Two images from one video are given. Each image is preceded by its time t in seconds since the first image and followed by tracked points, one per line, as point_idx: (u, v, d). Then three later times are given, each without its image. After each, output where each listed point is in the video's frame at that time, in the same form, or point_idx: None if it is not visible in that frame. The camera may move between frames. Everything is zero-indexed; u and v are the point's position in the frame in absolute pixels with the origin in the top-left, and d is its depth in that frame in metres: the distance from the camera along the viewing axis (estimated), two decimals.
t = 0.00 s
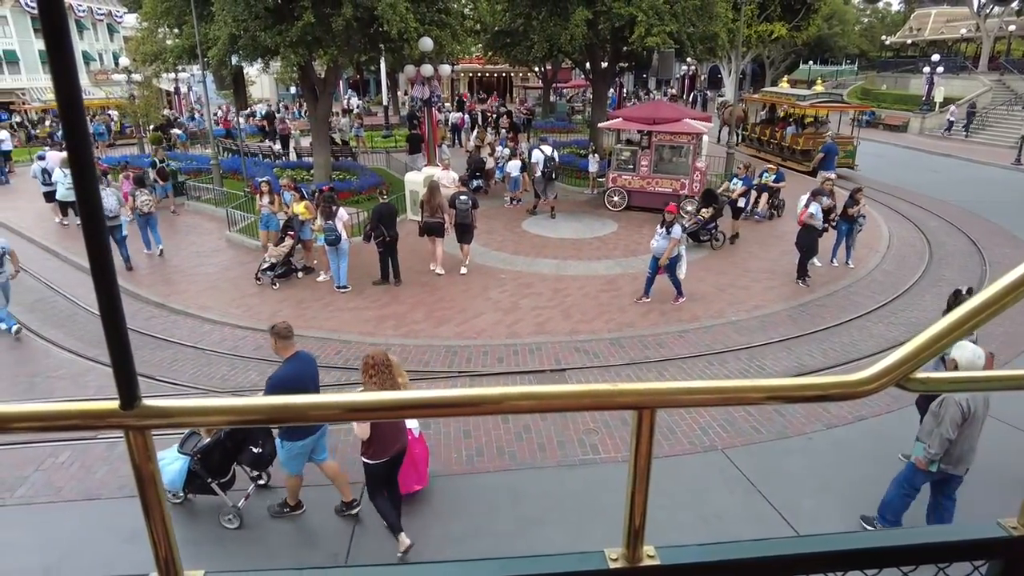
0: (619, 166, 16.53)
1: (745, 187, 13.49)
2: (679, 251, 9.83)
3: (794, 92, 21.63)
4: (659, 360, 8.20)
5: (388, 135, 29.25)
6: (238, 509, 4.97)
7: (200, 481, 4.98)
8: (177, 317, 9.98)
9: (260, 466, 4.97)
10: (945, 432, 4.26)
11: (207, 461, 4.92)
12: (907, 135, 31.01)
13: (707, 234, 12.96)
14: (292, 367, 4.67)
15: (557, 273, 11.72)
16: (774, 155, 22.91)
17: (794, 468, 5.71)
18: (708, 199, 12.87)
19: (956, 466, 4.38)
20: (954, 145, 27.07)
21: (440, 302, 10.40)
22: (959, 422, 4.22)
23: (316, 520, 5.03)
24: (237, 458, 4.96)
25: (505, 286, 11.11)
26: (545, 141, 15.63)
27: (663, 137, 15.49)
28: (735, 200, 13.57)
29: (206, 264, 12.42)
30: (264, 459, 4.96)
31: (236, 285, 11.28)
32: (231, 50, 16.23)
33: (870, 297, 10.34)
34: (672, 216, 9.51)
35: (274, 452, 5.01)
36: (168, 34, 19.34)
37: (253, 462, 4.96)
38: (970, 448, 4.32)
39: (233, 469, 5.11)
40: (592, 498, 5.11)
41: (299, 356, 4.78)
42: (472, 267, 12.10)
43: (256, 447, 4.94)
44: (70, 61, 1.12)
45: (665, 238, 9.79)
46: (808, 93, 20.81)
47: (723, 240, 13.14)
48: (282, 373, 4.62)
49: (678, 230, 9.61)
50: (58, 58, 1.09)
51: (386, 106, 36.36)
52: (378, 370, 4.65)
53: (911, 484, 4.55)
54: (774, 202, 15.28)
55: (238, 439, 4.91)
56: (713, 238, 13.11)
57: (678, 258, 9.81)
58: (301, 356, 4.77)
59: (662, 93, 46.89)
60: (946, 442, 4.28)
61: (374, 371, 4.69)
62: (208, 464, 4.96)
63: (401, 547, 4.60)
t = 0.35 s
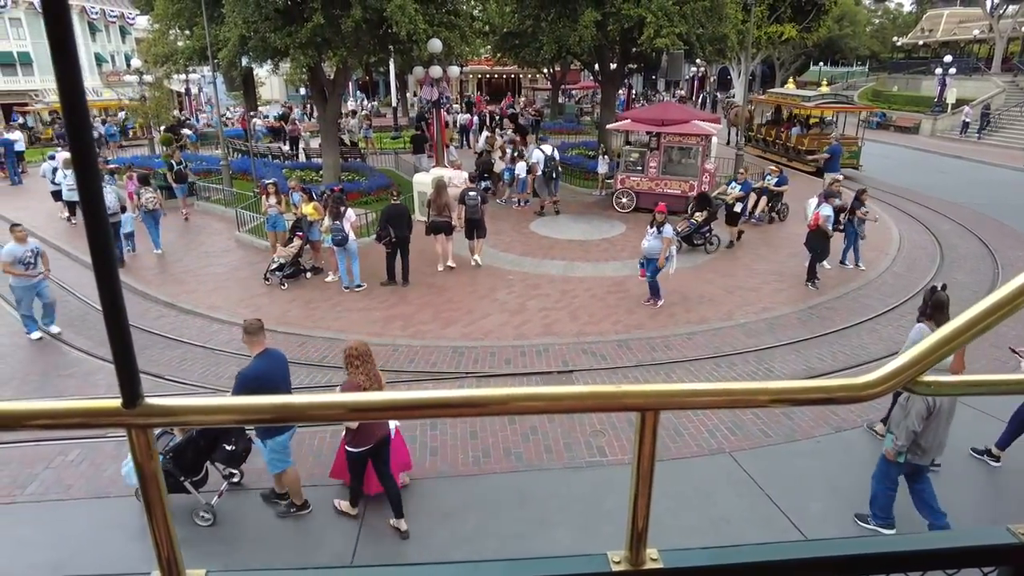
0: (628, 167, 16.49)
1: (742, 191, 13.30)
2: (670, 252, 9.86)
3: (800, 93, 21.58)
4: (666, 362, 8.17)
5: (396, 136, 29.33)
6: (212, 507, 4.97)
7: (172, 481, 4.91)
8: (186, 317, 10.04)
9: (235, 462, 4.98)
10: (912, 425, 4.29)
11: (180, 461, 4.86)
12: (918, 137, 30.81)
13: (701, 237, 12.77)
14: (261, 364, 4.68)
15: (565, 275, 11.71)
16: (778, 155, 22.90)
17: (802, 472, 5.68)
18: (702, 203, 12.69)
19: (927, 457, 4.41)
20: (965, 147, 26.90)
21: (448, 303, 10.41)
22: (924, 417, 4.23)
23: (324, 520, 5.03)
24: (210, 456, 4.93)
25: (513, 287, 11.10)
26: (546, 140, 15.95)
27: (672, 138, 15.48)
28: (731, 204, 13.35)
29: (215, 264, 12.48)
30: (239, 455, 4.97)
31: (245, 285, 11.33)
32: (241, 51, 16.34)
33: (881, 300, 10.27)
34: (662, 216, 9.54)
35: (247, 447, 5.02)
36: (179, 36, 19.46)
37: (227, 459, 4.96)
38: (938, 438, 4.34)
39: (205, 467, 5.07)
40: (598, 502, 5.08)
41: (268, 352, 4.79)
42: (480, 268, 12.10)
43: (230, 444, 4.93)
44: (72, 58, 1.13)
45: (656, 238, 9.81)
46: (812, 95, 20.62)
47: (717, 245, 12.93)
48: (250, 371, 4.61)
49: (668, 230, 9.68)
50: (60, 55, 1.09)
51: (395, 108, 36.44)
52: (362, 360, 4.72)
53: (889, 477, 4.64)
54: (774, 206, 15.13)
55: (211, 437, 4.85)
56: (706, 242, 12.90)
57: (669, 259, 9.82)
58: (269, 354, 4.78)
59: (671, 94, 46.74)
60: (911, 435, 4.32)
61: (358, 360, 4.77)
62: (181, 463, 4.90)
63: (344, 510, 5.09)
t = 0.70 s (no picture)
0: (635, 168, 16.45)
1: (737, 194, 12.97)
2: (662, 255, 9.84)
3: (803, 94, 21.54)
4: (673, 364, 8.14)
5: (404, 137, 29.38)
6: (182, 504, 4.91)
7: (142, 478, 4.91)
8: (193, 316, 10.09)
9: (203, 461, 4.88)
10: (883, 415, 4.38)
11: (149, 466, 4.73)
12: (928, 138, 30.64)
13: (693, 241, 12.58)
14: (228, 361, 4.69)
15: (572, 276, 11.70)
16: (782, 155, 22.86)
17: (808, 475, 5.64)
18: (695, 206, 12.53)
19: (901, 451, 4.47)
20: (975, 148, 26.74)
21: (455, 304, 10.40)
22: (897, 407, 4.30)
23: (330, 519, 5.04)
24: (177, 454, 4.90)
25: (519, 288, 11.09)
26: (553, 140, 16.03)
27: (679, 139, 15.45)
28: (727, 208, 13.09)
29: (222, 264, 12.53)
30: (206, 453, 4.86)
31: (251, 285, 11.36)
32: (249, 52, 16.42)
33: (889, 302, 10.22)
34: (653, 221, 9.56)
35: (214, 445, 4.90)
36: (187, 36, 19.53)
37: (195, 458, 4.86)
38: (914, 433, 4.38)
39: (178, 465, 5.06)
40: (604, 503, 5.06)
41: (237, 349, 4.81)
42: (487, 268, 12.10)
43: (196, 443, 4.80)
44: (78, 54, 1.13)
45: (648, 241, 9.83)
46: (817, 95, 20.55)
47: (709, 248, 12.73)
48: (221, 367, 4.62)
49: (659, 234, 9.72)
50: (68, 51, 1.10)
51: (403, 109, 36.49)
52: (335, 352, 4.86)
53: (887, 474, 4.66)
54: (774, 209, 14.89)
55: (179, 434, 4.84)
56: (698, 245, 12.71)
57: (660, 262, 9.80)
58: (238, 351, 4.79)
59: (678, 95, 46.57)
60: (885, 425, 4.41)
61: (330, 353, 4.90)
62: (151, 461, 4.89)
63: (348, 510, 5.07)
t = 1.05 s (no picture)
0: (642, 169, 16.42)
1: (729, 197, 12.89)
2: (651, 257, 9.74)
3: (805, 95, 21.48)
4: (679, 365, 8.12)
5: (410, 137, 29.45)
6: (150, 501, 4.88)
7: (111, 476, 4.95)
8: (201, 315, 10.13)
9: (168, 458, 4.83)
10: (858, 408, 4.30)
11: (117, 454, 4.82)
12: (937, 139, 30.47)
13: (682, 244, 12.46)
14: (195, 361, 4.71)
15: (578, 276, 11.68)
16: (788, 155, 22.80)
17: (815, 477, 5.62)
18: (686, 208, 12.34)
19: (882, 442, 4.48)
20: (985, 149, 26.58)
21: (461, 304, 10.41)
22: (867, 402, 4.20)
23: (334, 518, 5.06)
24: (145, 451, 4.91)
25: (525, 289, 11.09)
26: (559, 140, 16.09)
27: (687, 139, 15.37)
28: (719, 209, 13.05)
29: (229, 263, 12.58)
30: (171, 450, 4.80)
31: (258, 284, 11.40)
32: (257, 53, 16.49)
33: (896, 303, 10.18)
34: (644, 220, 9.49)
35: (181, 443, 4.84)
36: (196, 37, 19.61)
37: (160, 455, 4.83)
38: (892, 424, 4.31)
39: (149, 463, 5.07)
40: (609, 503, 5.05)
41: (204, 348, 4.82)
42: (493, 269, 12.11)
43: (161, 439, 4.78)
44: (86, 57, 1.14)
45: (637, 242, 9.76)
46: (819, 95, 20.47)
47: (700, 251, 12.59)
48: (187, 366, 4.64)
49: (649, 236, 9.61)
50: (73, 49, 1.10)
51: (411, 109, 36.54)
52: (306, 350, 4.92)
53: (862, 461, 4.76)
54: (772, 213, 14.58)
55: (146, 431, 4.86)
56: (689, 248, 12.58)
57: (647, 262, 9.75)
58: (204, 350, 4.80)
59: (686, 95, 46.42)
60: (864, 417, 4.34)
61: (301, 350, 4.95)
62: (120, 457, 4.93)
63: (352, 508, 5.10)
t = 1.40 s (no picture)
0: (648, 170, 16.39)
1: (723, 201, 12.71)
2: (637, 258, 9.72)
3: (808, 95, 21.43)
4: (685, 367, 8.10)
5: (417, 138, 29.51)
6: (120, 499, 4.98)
7: (84, 473, 5.07)
8: (208, 315, 10.18)
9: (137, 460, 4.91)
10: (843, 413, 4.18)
11: (88, 451, 4.99)
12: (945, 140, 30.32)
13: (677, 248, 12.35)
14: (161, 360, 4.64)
15: (584, 277, 11.67)
16: (792, 156, 22.75)
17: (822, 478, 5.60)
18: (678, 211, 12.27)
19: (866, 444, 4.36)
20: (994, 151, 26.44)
21: (467, 305, 10.42)
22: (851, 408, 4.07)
23: (341, 518, 5.07)
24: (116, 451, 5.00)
25: (531, 290, 11.08)
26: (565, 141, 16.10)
27: (693, 141, 15.36)
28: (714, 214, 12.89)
29: (236, 264, 12.63)
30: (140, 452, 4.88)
31: (265, 285, 11.44)
32: (265, 54, 16.55)
33: (905, 305, 10.12)
34: (631, 221, 9.46)
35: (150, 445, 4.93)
36: (204, 38, 19.69)
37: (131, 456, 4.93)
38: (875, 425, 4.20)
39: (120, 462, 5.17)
40: (615, 505, 5.05)
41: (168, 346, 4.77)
42: (499, 270, 12.11)
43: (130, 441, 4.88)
44: (96, 57, 1.15)
45: (625, 244, 9.71)
46: (823, 95, 20.38)
47: (693, 256, 12.49)
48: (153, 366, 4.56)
49: (636, 237, 9.57)
50: (85, 53, 1.11)
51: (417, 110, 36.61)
52: (276, 343, 4.91)
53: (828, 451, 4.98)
54: (768, 218, 14.43)
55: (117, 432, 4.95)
56: (682, 251, 12.47)
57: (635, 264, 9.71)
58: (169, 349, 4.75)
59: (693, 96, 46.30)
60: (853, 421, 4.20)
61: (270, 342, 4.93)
62: (91, 455, 5.04)
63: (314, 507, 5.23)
